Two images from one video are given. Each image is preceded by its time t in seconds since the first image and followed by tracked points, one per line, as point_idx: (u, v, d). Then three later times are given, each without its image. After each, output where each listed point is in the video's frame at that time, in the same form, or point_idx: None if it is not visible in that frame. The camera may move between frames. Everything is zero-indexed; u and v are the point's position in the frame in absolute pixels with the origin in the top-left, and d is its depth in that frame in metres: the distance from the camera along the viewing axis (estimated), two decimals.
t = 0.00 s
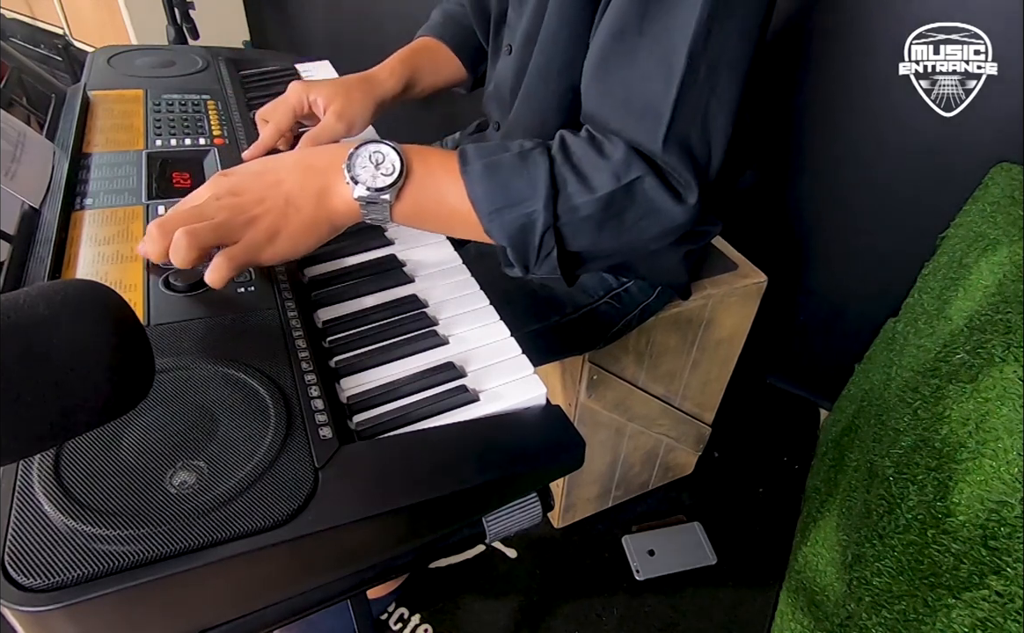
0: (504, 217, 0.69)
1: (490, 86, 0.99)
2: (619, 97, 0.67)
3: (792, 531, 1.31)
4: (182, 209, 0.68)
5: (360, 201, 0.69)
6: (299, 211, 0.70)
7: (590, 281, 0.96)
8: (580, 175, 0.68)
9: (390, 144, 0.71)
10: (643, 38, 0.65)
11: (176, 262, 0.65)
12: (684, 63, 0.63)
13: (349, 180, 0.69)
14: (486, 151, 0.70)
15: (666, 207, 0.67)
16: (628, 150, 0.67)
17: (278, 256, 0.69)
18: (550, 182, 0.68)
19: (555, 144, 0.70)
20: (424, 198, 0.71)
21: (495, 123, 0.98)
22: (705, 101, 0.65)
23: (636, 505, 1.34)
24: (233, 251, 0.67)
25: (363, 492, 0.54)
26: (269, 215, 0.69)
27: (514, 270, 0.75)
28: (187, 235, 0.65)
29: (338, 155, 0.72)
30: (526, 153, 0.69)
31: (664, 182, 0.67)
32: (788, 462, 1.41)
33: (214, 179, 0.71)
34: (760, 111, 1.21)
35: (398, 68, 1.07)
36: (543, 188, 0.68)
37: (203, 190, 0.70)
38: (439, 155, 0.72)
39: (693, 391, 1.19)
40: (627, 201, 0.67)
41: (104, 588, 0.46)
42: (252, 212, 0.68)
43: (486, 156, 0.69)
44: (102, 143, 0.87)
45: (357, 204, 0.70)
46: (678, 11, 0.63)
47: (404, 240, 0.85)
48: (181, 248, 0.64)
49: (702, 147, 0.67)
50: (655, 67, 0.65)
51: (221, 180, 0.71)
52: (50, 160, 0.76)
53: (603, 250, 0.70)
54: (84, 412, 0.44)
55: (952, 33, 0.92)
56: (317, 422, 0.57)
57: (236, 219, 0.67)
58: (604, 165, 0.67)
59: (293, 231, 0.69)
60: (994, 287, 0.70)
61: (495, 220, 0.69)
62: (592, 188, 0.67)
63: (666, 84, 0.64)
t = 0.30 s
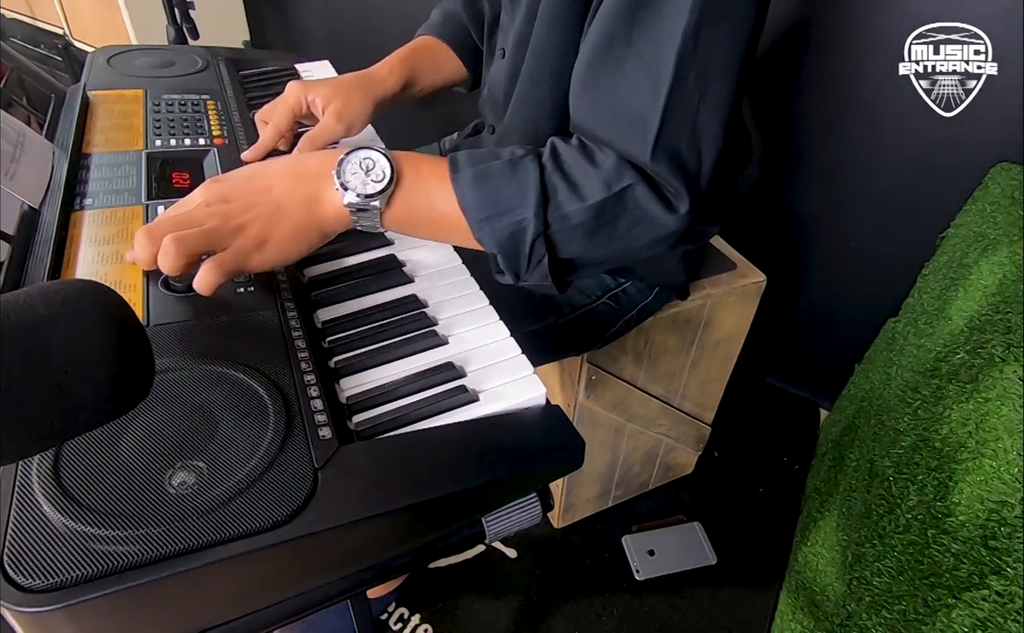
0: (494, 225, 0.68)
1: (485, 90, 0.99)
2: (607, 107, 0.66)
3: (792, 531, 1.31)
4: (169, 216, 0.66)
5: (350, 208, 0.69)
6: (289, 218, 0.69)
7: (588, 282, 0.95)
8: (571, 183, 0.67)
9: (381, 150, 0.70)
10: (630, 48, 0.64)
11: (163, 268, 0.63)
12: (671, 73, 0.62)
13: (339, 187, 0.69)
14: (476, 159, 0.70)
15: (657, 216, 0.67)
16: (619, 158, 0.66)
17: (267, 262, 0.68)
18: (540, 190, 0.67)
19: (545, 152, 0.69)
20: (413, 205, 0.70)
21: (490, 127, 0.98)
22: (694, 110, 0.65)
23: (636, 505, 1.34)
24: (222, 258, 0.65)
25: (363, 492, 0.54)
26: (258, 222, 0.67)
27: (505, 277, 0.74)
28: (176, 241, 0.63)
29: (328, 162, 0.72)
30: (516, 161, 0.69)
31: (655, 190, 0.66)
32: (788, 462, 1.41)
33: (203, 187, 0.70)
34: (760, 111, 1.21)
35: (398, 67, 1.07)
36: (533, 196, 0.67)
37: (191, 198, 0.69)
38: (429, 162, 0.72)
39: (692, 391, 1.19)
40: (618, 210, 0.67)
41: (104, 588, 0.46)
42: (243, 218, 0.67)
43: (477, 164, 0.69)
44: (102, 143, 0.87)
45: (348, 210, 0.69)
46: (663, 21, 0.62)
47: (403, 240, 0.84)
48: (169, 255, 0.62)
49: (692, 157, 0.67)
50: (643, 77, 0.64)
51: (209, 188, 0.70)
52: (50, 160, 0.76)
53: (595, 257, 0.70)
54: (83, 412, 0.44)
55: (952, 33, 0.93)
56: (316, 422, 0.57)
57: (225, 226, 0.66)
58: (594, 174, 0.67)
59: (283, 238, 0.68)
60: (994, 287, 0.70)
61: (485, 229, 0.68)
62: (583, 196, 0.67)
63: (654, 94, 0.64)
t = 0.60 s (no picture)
0: (478, 233, 0.68)
1: (482, 93, 0.99)
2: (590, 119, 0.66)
3: (792, 531, 1.31)
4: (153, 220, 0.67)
5: (334, 215, 0.69)
6: (271, 223, 0.69)
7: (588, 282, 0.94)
8: (555, 191, 0.67)
9: (365, 157, 0.70)
10: (611, 60, 0.64)
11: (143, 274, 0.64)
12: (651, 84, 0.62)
13: (322, 194, 0.69)
14: (461, 166, 0.70)
15: (642, 224, 0.66)
16: (604, 167, 0.66)
17: (250, 268, 0.68)
18: (524, 198, 0.67)
19: (530, 160, 0.69)
20: (398, 212, 0.70)
21: (486, 131, 0.98)
22: (676, 121, 0.64)
23: (636, 505, 1.34)
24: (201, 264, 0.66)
25: (363, 492, 0.54)
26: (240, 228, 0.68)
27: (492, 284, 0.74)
28: (155, 247, 0.64)
29: (313, 167, 0.72)
30: (501, 168, 0.68)
31: (640, 200, 0.66)
32: (789, 462, 1.41)
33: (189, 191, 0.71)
34: (760, 111, 1.21)
35: (399, 67, 1.07)
36: (517, 205, 0.67)
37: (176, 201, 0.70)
38: (414, 170, 0.71)
39: (692, 391, 1.19)
40: (603, 219, 0.67)
41: (104, 588, 0.46)
42: (223, 224, 0.67)
43: (461, 172, 0.69)
44: (102, 143, 0.87)
45: (331, 217, 0.69)
46: (643, 32, 0.62)
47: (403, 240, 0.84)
48: (149, 261, 0.64)
49: (676, 166, 0.66)
50: (624, 88, 0.64)
51: (194, 191, 0.70)
52: (49, 160, 0.76)
53: (581, 265, 0.70)
54: (83, 413, 0.44)
55: (952, 33, 0.94)
56: (316, 422, 0.57)
57: (205, 231, 0.66)
58: (578, 183, 0.66)
59: (265, 244, 0.68)
60: (994, 288, 0.70)
61: (469, 237, 0.68)
62: (567, 205, 0.66)
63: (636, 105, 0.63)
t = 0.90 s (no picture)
0: (455, 239, 0.67)
1: (478, 96, 0.99)
2: (570, 122, 0.66)
3: (792, 531, 1.31)
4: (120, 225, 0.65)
5: (308, 221, 0.68)
6: (242, 228, 0.67)
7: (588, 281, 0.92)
8: (533, 197, 0.67)
9: (340, 161, 0.70)
10: (593, 63, 0.64)
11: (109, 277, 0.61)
12: (631, 86, 0.61)
13: (295, 199, 0.68)
14: (438, 171, 0.69)
15: (621, 230, 0.66)
16: (583, 172, 0.65)
17: (220, 274, 0.66)
18: (501, 204, 0.67)
19: (509, 166, 0.69)
20: (376, 217, 0.69)
21: (485, 132, 0.98)
22: (657, 125, 0.63)
23: (636, 505, 1.34)
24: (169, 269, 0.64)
25: (363, 492, 0.54)
26: (210, 233, 0.66)
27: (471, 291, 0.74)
28: (122, 250, 0.62)
29: (287, 172, 0.71)
30: (478, 174, 0.68)
31: (618, 206, 0.65)
32: (789, 462, 1.41)
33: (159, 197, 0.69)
34: (760, 111, 1.21)
35: (399, 68, 1.07)
36: (494, 211, 0.66)
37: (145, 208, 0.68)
38: (391, 175, 0.71)
39: (692, 391, 1.19)
40: (582, 225, 0.66)
41: (104, 588, 0.46)
42: (194, 229, 0.65)
43: (439, 177, 0.69)
44: (102, 143, 0.87)
45: (304, 221, 0.68)
46: (625, 35, 0.62)
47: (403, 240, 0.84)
48: (115, 264, 0.61)
49: (658, 172, 0.65)
50: (605, 91, 0.63)
51: (163, 198, 0.68)
52: (50, 160, 0.76)
53: (562, 271, 0.69)
54: (83, 413, 0.44)
55: (952, 33, 0.94)
56: (316, 422, 0.57)
57: (174, 235, 0.64)
58: (558, 188, 0.66)
59: (236, 249, 0.66)
60: (994, 288, 0.70)
61: (446, 243, 0.67)
62: (545, 211, 0.66)
63: (616, 108, 0.63)
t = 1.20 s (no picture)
0: (447, 241, 0.67)
1: (478, 96, 0.99)
2: (562, 126, 0.65)
3: (792, 531, 1.31)
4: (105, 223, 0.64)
5: (300, 221, 0.68)
6: (232, 229, 0.67)
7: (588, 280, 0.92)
8: (526, 200, 0.67)
9: (333, 161, 0.70)
10: (585, 67, 0.64)
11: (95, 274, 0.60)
12: (624, 91, 0.61)
13: (287, 198, 0.67)
14: (430, 173, 0.69)
15: (613, 234, 0.66)
16: (576, 176, 0.65)
17: (209, 274, 0.66)
18: (494, 207, 0.66)
19: (502, 169, 0.69)
20: (368, 219, 0.69)
21: (484, 132, 0.98)
22: (649, 130, 0.63)
23: (636, 505, 1.34)
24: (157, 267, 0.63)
25: (363, 492, 0.54)
26: (199, 232, 0.65)
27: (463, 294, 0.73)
28: (109, 247, 0.60)
29: (276, 173, 0.70)
30: (471, 176, 0.68)
31: (611, 210, 0.65)
32: (788, 462, 1.41)
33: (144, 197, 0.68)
34: (760, 111, 1.21)
35: (399, 68, 1.07)
36: (486, 213, 0.66)
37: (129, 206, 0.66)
38: (384, 176, 0.71)
39: (691, 391, 1.19)
40: (575, 228, 0.66)
41: (104, 588, 0.46)
42: (182, 229, 0.65)
43: (432, 179, 0.68)
44: (102, 143, 0.87)
45: (296, 222, 0.68)
46: (617, 41, 0.62)
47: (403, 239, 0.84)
48: (103, 261, 0.60)
49: (650, 177, 0.65)
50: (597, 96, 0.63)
51: (149, 197, 0.67)
52: (50, 161, 0.76)
53: (555, 274, 0.69)
54: (83, 412, 0.44)
55: (952, 33, 0.94)
56: (317, 422, 0.57)
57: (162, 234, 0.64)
58: (551, 192, 0.66)
59: (225, 250, 0.66)
60: (994, 289, 0.70)
61: (438, 245, 0.67)
62: (538, 214, 0.66)
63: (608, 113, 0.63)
